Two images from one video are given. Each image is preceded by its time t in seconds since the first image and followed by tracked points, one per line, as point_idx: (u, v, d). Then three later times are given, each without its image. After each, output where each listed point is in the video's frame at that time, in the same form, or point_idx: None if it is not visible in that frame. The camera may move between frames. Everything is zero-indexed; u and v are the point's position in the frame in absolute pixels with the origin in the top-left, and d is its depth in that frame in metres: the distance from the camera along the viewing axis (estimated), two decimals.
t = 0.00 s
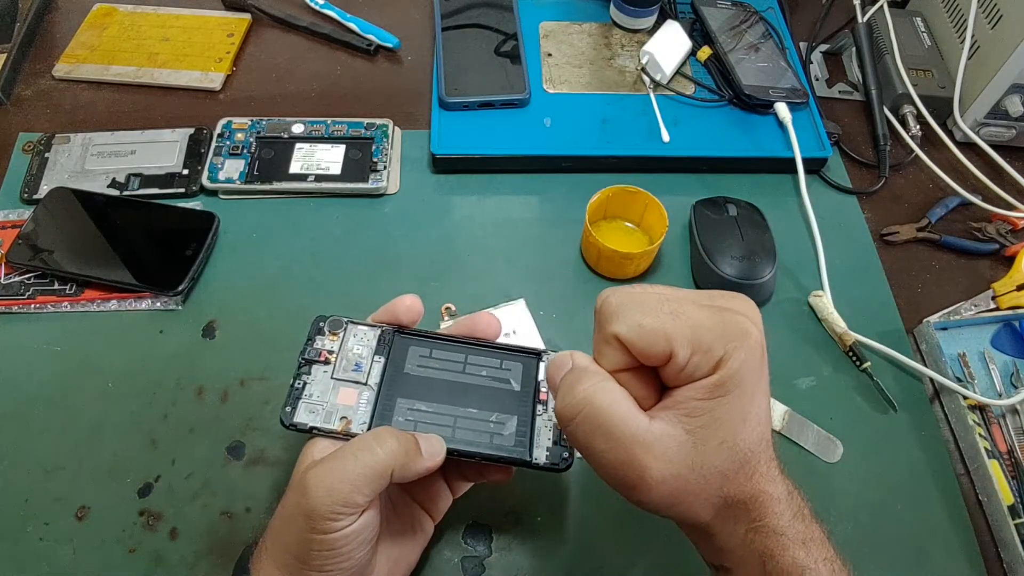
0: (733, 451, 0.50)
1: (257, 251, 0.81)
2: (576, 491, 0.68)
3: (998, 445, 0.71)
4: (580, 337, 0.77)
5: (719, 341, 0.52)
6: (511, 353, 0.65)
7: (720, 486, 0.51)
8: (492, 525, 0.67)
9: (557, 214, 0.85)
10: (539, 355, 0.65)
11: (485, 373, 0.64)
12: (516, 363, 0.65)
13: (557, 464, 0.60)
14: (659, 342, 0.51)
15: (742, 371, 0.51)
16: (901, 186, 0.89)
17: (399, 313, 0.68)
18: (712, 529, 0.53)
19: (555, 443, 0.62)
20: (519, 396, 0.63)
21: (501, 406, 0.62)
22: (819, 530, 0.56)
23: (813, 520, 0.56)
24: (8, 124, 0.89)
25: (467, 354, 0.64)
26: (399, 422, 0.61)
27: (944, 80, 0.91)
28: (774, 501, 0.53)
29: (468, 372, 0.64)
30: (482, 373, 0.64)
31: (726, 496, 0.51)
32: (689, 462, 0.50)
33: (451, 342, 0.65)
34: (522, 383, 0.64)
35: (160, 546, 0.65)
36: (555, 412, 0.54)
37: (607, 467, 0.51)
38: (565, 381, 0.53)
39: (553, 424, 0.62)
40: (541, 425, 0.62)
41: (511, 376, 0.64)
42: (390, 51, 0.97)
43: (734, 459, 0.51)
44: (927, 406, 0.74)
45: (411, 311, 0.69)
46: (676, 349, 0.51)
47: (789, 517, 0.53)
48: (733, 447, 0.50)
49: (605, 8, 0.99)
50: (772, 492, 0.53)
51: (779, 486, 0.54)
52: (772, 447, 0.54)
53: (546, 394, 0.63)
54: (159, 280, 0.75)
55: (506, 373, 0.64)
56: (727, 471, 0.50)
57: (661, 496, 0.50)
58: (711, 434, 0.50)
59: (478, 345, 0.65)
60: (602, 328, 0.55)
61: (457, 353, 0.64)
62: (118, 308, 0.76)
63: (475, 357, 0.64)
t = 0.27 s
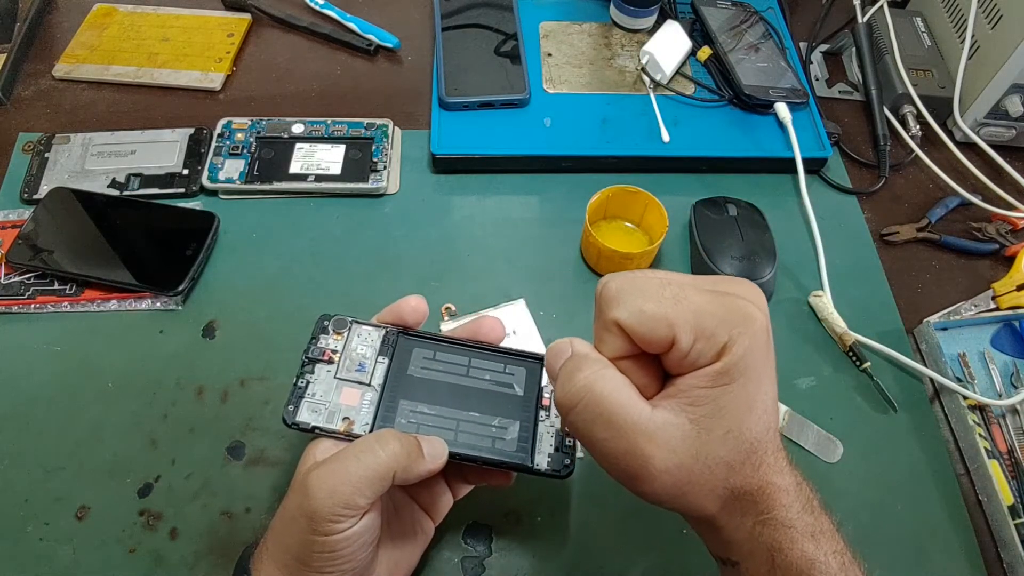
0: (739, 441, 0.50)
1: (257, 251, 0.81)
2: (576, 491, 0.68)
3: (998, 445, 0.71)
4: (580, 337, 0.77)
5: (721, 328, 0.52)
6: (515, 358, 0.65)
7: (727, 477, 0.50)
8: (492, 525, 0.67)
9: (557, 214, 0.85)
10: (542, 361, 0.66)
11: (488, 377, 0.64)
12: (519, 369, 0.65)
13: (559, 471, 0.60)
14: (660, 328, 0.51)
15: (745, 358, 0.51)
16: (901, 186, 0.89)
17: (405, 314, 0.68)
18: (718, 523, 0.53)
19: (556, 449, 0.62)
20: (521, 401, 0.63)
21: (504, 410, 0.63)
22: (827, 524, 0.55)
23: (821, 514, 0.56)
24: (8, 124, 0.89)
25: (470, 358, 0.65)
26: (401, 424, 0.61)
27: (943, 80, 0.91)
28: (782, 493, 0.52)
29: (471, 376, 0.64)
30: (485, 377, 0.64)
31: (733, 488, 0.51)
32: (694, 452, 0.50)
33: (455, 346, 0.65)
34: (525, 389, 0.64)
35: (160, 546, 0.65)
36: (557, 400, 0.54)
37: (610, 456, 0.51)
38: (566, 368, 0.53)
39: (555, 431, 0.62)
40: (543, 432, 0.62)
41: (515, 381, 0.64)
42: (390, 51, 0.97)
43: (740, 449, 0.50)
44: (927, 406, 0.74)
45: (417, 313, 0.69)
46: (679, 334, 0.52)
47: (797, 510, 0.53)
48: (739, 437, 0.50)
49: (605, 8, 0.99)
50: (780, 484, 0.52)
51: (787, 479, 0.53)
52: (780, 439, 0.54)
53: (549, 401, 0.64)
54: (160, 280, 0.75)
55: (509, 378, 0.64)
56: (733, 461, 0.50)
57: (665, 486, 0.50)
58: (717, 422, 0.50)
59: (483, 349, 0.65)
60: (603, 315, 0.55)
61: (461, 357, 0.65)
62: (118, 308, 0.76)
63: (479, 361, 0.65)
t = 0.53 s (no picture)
0: (754, 448, 0.51)
1: (257, 251, 0.81)
2: (576, 491, 0.68)
3: (998, 445, 0.71)
4: (580, 337, 0.77)
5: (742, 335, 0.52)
6: (515, 360, 0.65)
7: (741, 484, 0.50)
8: (492, 525, 0.67)
9: (557, 214, 0.85)
10: (543, 363, 0.65)
11: (488, 378, 0.64)
12: (519, 370, 0.65)
13: (557, 473, 0.60)
14: (682, 332, 0.51)
15: (765, 365, 0.51)
16: (901, 186, 0.89)
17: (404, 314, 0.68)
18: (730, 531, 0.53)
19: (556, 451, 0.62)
20: (521, 403, 0.63)
21: (504, 411, 0.62)
22: (835, 531, 0.56)
23: (829, 520, 0.56)
24: (8, 124, 0.89)
25: (471, 358, 0.65)
26: (401, 424, 0.61)
27: (943, 80, 0.91)
28: (793, 502, 0.53)
29: (472, 377, 0.64)
30: (485, 378, 0.64)
31: (746, 495, 0.51)
32: (710, 457, 0.50)
33: (456, 346, 0.65)
34: (525, 391, 0.64)
35: (159, 546, 0.65)
36: (575, 401, 0.53)
37: (627, 459, 0.51)
38: (586, 369, 0.53)
39: (554, 433, 0.62)
40: (543, 434, 0.62)
41: (515, 383, 0.64)
42: (390, 51, 0.97)
43: (755, 456, 0.51)
44: (927, 406, 0.74)
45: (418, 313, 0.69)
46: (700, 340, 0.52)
47: (807, 519, 0.53)
48: (755, 444, 0.51)
49: (605, 8, 0.99)
50: (792, 494, 0.53)
51: (799, 488, 0.53)
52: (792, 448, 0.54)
53: (549, 403, 0.63)
54: (160, 280, 0.75)
55: (509, 379, 0.64)
56: (748, 467, 0.50)
57: (681, 491, 0.50)
58: (734, 429, 0.50)
59: (484, 350, 0.65)
60: (624, 317, 0.55)
61: (461, 358, 0.65)
62: (118, 308, 0.76)
63: (479, 362, 0.65)
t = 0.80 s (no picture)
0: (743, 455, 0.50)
1: (257, 251, 0.81)
2: (576, 491, 0.69)
3: (998, 445, 0.71)
4: (581, 337, 0.77)
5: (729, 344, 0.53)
6: (513, 359, 0.65)
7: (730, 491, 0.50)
8: (492, 525, 0.67)
9: (557, 214, 0.85)
10: (541, 362, 0.65)
11: (486, 378, 0.64)
12: (517, 370, 0.65)
13: (555, 473, 0.60)
14: (667, 340, 0.52)
15: (753, 373, 0.51)
16: (901, 186, 0.89)
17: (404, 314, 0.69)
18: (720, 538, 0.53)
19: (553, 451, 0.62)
20: (519, 402, 0.63)
21: (501, 411, 0.62)
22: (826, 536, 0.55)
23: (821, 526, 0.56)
24: (8, 124, 0.89)
25: (468, 358, 0.65)
26: (399, 424, 0.61)
27: (944, 80, 0.91)
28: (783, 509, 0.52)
29: (469, 377, 0.64)
30: (483, 378, 0.64)
31: (736, 502, 0.51)
32: (699, 465, 0.49)
33: (453, 346, 0.65)
34: (523, 390, 0.64)
35: (159, 546, 0.65)
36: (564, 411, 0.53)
37: (616, 468, 0.51)
38: (574, 377, 0.53)
39: (552, 433, 0.62)
40: (540, 434, 0.62)
41: (512, 382, 0.64)
42: (390, 51, 0.97)
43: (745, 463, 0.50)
44: (927, 406, 0.74)
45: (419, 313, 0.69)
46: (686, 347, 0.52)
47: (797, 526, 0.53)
48: (744, 451, 0.50)
49: (605, 8, 0.99)
50: (783, 500, 0.52)
51: (788, 494, 0.53)
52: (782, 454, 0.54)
53: (547, 402, 0.63)
54: (160, 280, 0.75)
55: (507, 379, 0.64)
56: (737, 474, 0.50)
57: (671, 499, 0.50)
58: (723, 436, 0.50)
59: (481, 350, 0.65)
60: (613, 325, 0.55)
61: (459, 357, 0.65)
62: (118, 308, 0.76)
63: (477, 361, 0.65)
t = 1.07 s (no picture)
0: (700, 518, 0.44)
1: (257, 251, 0.81)
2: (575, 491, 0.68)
3: (998, 445, 0.71)
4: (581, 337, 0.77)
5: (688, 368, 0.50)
6: (512, 359, 0.65)
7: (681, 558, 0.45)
8: (492, 525, 0.67)
9: (557, 214, 0.85)
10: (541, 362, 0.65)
11: (485, 379, 0.64)
12: (517, 370, 0.65)
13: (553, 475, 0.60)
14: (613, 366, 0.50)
15: (690, 434, 0.46)
16: (901, 186, 0.89)
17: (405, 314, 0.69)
18: None
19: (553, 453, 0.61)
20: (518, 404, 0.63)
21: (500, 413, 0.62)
22: None
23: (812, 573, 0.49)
24: (8, 124, 0.89)
25: (468, 358, 0.65)
26: (398, 425, 0.62)
27: (944, 80, 0.91)
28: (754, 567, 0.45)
29: (468, 377, 0.64)
30: (482, 379, 0.64)
31: (692, 567, 0.45)
32: (638, 537, 0.46)
33: (452, 346, 0.65)
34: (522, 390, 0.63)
35: (159, 546, 0.65)
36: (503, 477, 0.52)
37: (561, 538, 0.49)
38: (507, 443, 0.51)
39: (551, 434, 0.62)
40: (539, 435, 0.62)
41: (512, 383, 0.64)
42: (390, 51, 0.97)
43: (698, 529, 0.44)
44: (927, 406, 0.74)
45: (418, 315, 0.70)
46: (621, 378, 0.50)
47: None
48: (698, 510, 0.44)
49: (605, 8, 0.99)
50: (749, 562, 0.45)
51: (762, 550, 0.46)
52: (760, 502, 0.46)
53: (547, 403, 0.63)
54: (160, 280, 0.75)
55: (506, 379, 0.64)
56: (687, 541, 0.45)
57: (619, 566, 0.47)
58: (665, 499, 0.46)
59: (482, 351, 0.65)
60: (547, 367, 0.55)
61: (458, 358, 0.64)
62: (118, 307, 0.76)
63: (477, 362, 0.65)
